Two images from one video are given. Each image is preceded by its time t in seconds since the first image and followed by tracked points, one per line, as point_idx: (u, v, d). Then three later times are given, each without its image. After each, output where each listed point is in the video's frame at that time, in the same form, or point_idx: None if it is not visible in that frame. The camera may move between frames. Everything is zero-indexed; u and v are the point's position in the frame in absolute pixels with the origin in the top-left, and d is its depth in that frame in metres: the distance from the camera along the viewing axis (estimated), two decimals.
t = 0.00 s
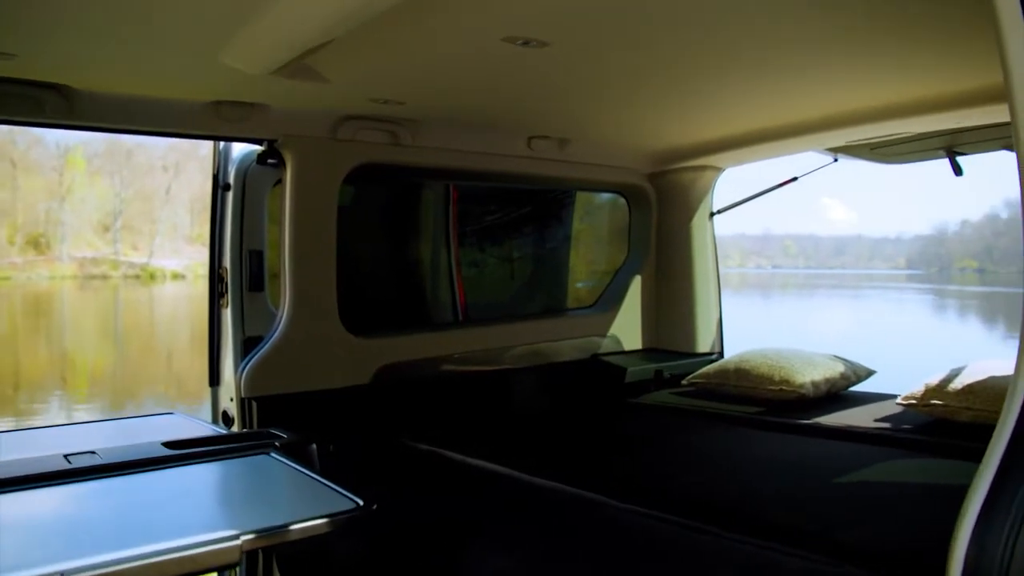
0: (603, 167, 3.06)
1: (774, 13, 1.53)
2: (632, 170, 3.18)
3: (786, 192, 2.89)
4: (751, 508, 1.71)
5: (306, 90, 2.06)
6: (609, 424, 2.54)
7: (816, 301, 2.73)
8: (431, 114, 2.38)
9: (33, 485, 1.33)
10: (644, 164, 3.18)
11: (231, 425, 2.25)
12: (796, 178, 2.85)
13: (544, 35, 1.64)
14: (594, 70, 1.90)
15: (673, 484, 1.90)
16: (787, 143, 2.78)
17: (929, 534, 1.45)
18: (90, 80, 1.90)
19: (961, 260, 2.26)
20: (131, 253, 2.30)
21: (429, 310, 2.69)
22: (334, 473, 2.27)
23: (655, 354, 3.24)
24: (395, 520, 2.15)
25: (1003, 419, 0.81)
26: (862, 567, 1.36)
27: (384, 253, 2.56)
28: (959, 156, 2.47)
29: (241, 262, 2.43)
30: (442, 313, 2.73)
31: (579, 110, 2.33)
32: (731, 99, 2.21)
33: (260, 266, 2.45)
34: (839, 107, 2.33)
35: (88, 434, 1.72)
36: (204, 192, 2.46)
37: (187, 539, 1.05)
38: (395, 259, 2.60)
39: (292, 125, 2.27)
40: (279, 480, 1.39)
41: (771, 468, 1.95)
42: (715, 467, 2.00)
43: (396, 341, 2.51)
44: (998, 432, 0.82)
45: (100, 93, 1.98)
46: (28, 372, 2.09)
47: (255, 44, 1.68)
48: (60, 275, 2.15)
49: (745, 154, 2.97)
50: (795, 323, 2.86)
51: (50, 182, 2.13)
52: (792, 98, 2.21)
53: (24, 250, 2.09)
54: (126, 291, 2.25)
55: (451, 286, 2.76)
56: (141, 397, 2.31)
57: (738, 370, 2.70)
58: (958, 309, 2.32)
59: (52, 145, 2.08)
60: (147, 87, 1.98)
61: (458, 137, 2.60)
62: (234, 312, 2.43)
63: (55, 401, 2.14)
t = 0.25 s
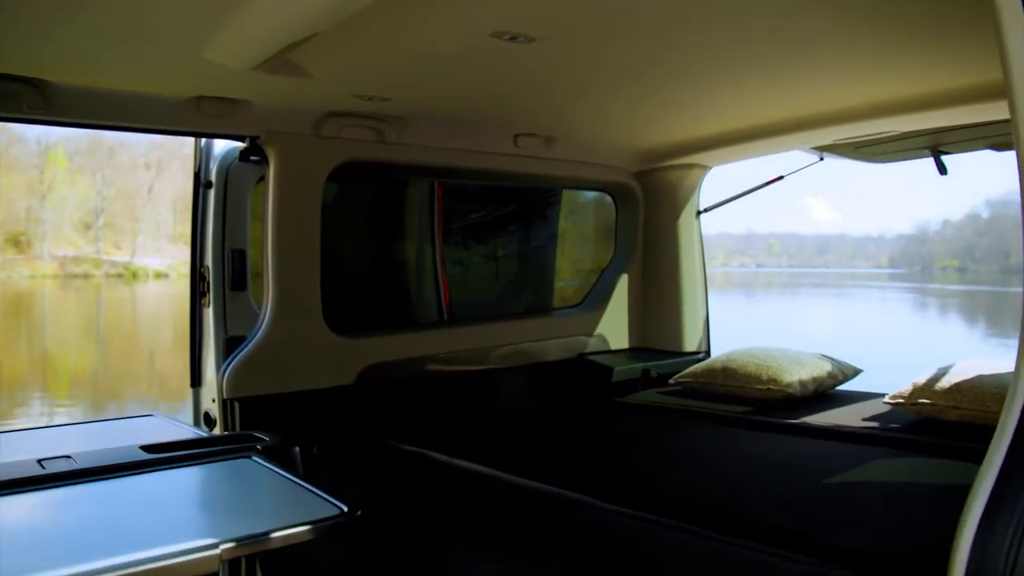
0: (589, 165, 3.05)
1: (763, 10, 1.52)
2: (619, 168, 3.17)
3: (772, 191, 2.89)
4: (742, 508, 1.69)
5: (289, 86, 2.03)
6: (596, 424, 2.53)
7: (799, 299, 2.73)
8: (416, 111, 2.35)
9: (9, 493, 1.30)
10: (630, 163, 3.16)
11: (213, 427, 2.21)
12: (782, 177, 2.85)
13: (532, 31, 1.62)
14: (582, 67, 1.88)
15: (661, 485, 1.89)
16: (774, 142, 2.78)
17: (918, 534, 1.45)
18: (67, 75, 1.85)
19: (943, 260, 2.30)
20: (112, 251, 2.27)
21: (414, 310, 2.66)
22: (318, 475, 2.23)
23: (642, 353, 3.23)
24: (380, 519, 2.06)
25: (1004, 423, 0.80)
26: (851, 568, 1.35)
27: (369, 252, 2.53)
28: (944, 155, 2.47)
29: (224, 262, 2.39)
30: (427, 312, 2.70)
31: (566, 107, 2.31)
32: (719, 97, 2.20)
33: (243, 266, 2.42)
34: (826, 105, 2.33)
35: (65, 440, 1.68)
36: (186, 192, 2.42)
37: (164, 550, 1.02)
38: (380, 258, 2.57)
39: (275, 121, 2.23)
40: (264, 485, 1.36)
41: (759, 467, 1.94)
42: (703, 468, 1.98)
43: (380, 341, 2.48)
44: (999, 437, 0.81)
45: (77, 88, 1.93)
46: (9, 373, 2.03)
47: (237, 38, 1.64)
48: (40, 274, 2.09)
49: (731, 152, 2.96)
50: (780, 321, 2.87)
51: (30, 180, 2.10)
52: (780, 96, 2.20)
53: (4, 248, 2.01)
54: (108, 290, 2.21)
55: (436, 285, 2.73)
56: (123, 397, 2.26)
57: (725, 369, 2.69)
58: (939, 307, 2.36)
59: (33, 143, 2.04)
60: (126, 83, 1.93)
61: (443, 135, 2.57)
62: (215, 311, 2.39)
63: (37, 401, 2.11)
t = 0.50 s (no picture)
0: (577, 163, 3.03)
1: (755, 7, 1.50)
2: (608, 167, 3.16)
3: (760, 190, 2.88)
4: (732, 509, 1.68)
5: (274, 82, 2.00)
6: (585, 425, 2.51)
7: (784, 297, 2.72)
8: (403, 108, 2.32)
9: None
10: (619, 161, 3.15)
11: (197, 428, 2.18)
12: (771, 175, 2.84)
13: (521, 27, 1.60)
14: (571, 64, 1.86)
15: (651, 486, 1.88)
16: (762, 141, 2.78)
17: (910, 534, 1.44)
18: (46, 70, 1.81)
19: (927, 259, 2.31)
20: (97, 251, 2.18)
21: (401, 309, 2.63)
22: (304, 477, 2.21)
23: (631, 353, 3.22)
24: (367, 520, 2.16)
25: (1002, 430, 0.82)
26: (843, 569, 1.34)
27: (355, 250, 2.50)
28: (931, 154, 2.46)
29: (208, 260, 2.38)
30: (414, 312, 2.67)
31: (555, 104, 2.29)
32: (708, 95, 2.19)
33: (227, 265, 2.41)
34: (815, 104, 2.33)
35: (44, 444, 1.64)
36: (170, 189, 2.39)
37: (146, 559, 0.99)
38: (367, 256, 2.54)
39: (260, 118, 2.20)
40: (249, 490, 1.33)
41: (749, 468, 1.93)
42: (693, 468, 1.97)
43: (366, 341, 2.45)
44: (998, 444, 0.83)
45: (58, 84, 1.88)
46: None
47: (220, 32, 1.61)
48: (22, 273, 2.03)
49: (719, 151, 2.96)
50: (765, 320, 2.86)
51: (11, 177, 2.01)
52: (769, 94, 2.19)
53: None
54: (92, 289, 2.14)
55: (423, 284, 2.71)
56: (109, 396, 2.20)
57: (715, 369, 2.69)
58: (924, 305, 2.37)
59: (15, 140, 1.95)
60: (108, 79, 1.90)
61: (431, 132, 2.54)
62: (200, 311, 2.36)
63: (20, 401, 2.04)
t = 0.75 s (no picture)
0: (565, 162, 3.02)
1: (747, 3, 1.49)
2: (596, 165, 3.15)
3: (747, 189, 2.87)
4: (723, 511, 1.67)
5: (260, 78, 1.97)
6: (574, 424, 2.50)
7: (771, 297, 2.72)
8: (391, 105, 2.30)
9: None
10: (607, 160, 3.14)
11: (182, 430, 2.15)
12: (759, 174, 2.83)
13: (511, 22, 1.58)
14: (561, 61, 1.85)
15: (642, 487, 1.87)
16: (751, 139, 2.77)
17: (905, 534, 1.44)
18: (25, 66, 1.77)
19: (912, 257, 2.31)
20: (80, 250, 2.15)
21: (389, 308, 2.61)
22: (290, 478, 2.18)
23: (620, 352, 3.22)
24: (355, 519, 2.21)
25: (1002, 438, 0.84)
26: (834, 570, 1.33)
27: (342, 249, 2.47)
28: (919, 153, 2.46)
29: (192, 259, 2.33)
30: (401, 311, 2.64)
31: (544, 102, 2.28)
32: (698, 93, 2.18)
33: (212, 264, 2.36)
34: (804, 103, 2.33)
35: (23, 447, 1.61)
36: (153, 187, 2.34)
37: (128, 568, 0.97)
38: (354, 255, 2.51)
39: (245, 115, 2.16)
40: (235, 494, 1.30)
41: (739, 468, 1.93)
42: (683, 468, 1.97)
43: (353, 340, 2.43)
44: (999, 451, 0.84)
45: (38, 80, 1.84)
46: None
47: (204, 27, 1.58)
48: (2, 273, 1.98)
49: (707, 150, 2.95)
50: (751, 319, 2.84)
51: None
52: (759, 92, 2.19)
53: None
54: (76, 289, 2.11)
55: (411, 283, 2.68)
56: (93, 395, 2.26)
57: (705, 368, 2.68)
58: (908, 303, 2.36)
59: None
60: (88, 75, 1.86)
61: (418, 130, 2.52)
62: (183, 310, 2.31)
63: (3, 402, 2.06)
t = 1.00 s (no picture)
0: (554, 159, 3.00)
1: None
2: (584, 164, 3.13)
3: (735, 187, 2.87)
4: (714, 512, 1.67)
5: (244, 74, 1.93)
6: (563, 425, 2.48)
7: (757, 296, 2.72)
8: (378, 103, 2.27)
9: None
10: (596, 158, 3.13)
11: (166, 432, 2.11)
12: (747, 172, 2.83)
13: (500, 17, 1.56)
14: (550, 57, 1.83)
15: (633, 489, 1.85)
16: (739, 138, 2.77)
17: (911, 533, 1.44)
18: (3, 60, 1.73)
19: (896, 257, 2.32)
20: (64, 249, 1.99)
21: (376, 308, 2.58)
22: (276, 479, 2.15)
23: (609, 351, 3.21)
24: (339, 519, 2.10)
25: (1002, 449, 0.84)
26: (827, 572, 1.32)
27: (328, 249, 2.44)
28: (906, 152, 2.48)
29: (176, 258, 2.29)
30: (388, 311, 2.62)
31: (533, 99, 2.26)
32: (687, 91, 2.17)
33: (196, 263, 2.32)
34: (793, 101, 2.32)
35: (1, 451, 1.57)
36: (135, 183, 2.27)
37: None
38: (340, 254, 2.48)
39: (228, 112, 2.13)
40: (220, 499, 1.28)
41: (729, 469, 1.92)
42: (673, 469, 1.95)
43: (339, 340, 2.40)
44: (998, 459, 0.85)
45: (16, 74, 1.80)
46: None
47: (186, 21, 1.55)
48: None
49: (695, 148, 2.95)
50: (737, 317, 2.83)
51: None
52: (748, 90, 2.18)
53: None
54: (60, 289, 1.96)
55: (398, 282, 2.65)
56: (75, 395, 2.10)
57: (694, 367, 2.68)
58: (893, 302, 2.36)
59: None
60: (68, 69, 1.82)
61: (405, 126, 2.50)
62: (167, 310, 2.28)
63: None
